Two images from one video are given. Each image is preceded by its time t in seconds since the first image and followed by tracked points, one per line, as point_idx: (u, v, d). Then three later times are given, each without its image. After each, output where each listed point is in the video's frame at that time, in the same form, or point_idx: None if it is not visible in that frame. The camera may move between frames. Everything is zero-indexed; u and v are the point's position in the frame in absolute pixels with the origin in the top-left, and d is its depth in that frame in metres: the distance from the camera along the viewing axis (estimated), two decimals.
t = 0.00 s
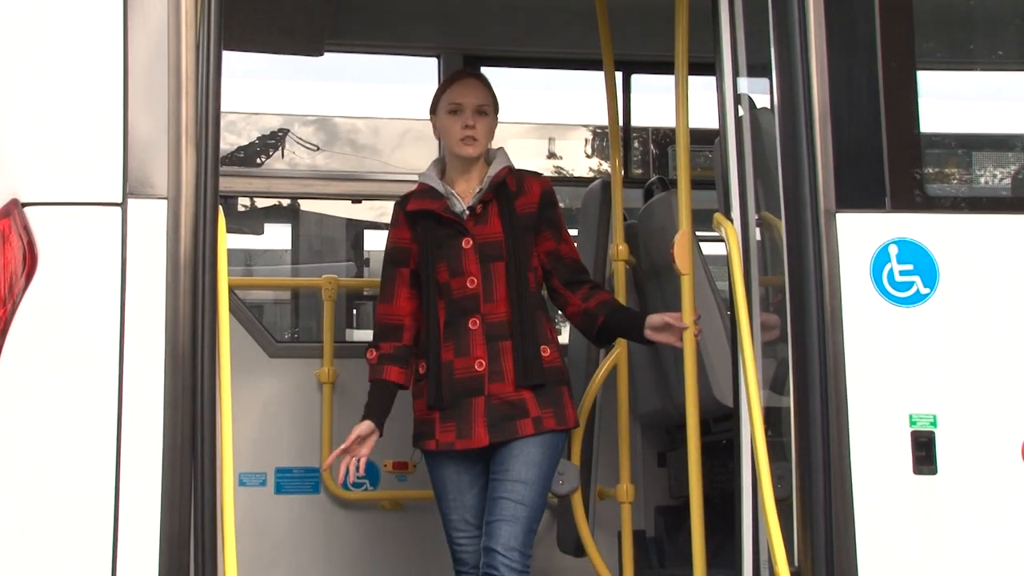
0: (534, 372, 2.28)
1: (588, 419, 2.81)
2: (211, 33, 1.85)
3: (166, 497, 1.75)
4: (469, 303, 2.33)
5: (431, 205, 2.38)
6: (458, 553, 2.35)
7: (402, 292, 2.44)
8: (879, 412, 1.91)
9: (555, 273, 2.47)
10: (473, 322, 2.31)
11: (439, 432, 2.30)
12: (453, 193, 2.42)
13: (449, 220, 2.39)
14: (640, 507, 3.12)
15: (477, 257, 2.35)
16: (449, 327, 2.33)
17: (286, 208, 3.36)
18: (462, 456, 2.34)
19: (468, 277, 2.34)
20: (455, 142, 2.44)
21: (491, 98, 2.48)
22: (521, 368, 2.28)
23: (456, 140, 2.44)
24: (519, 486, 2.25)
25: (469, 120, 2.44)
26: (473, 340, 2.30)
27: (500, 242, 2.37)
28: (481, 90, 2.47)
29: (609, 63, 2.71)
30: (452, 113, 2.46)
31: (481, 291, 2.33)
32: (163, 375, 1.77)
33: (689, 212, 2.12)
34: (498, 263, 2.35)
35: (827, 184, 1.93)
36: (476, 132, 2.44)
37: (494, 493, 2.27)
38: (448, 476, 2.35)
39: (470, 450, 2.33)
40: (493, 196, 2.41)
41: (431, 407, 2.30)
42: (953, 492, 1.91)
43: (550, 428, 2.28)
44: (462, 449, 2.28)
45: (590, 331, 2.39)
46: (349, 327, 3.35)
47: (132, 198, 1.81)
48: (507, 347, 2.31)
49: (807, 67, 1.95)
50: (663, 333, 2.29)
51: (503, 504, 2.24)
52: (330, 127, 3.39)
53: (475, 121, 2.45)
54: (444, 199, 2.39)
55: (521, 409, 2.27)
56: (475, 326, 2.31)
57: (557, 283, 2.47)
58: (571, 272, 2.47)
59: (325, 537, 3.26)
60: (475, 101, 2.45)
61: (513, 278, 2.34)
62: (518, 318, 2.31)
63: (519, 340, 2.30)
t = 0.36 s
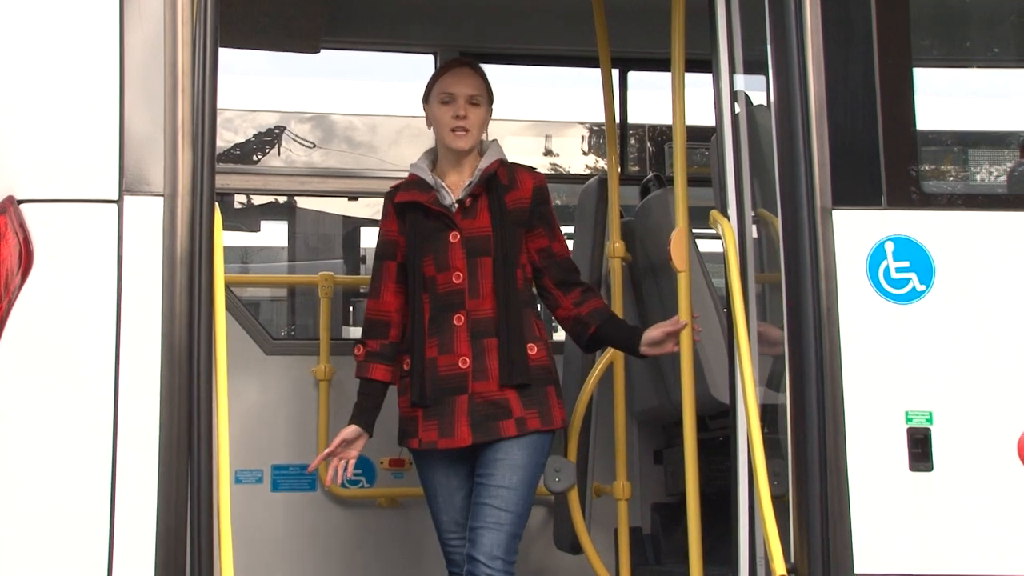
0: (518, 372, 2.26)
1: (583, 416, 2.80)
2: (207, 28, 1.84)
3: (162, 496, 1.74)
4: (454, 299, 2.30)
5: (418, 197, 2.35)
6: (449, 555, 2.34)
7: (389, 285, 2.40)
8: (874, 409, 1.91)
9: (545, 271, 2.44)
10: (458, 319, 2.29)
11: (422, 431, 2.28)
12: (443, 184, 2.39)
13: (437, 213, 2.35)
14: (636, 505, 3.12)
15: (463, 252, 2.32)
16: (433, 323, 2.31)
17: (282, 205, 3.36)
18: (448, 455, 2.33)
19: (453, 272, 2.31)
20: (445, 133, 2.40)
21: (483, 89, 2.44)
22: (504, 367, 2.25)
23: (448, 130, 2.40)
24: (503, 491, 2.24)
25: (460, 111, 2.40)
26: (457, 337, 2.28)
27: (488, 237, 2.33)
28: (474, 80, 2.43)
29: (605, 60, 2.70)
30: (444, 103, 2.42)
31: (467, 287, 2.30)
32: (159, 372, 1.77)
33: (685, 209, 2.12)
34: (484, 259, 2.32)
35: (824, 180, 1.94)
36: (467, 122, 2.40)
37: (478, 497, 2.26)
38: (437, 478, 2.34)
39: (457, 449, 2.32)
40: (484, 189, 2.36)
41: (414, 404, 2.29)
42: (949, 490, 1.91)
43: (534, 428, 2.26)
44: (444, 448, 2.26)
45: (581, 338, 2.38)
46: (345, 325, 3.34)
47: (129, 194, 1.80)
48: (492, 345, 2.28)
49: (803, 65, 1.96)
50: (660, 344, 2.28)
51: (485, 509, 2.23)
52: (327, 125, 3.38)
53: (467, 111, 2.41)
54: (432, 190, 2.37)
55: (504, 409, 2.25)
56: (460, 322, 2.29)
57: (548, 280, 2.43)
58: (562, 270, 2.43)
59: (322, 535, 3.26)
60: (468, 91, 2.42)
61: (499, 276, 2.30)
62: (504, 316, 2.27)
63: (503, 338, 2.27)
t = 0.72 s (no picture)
0: (509, 361, 2.21)
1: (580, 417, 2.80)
2: (206, 28, 1.85)
3: (161, 497, 1.75)
4: (446, 284, 2.26)
5: (412, 179, 2.31)
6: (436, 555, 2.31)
7: (378, 271, 2.36)
8: (871, 410, 1.91)
9: (542, 263, 2.38)
10: (449, 304, 2.25)
11: (409, 419, 2.24)
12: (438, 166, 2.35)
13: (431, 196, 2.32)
14: (633, 505, 3.12)
15: (457, 237, 2.28)
16: (424, 308, 2.27)
17: (280, 205, 3.36)
18: (438, 448, 2.28)
19: (445, 257, 2.27)
20: (442, 112, 2.37)
21: (482, 71, 2.42)
22: (496, 355, 2.21)
23: (445, 110, 2.37)
24: (495, 492, 2.21)
25: (457, 90, 2.37)
26: (447, 324, 2.24)
27: (483, 222, 2.29)
28: (472, 61, 2.41)
29: (604, 61, 2.70)
30: (441, 83, 2.39)
31: (459, 272, 2.26)
32: (157, 372, 1.77)
33: (684, 209, 2.12)
34: (478, 244, 2.28)
35: (822, 181, 1.94)
36: (464, 103, 2.37)
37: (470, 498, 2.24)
38: (424, 473, 2.29)
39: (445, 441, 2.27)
40: (481, 174, 2.32)
41: (401, 391, 2.25)
42: (947, 491, 1.91)
43: (526, 420, 2.22)
44: (431, 438, 2.22)
45: (578, 338, 2.35)
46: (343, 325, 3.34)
47: (127, 194, 1.80)
48: (484, 332, 2.24)
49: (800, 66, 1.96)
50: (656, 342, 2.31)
51: (478, 511, 2.21)
52: (325, 124, 3.37)
53: (465, 91, 2.38)
54: (427, 173, 2.33)
55: (495, 399, 2.21)
56: (451, 308, 2.25)
57: (545, 271, 2.38)
58: (558, 261, 2.37)
59: (319, 535, 3.26)
60: (466, 71, 2.39)
61: (493, 262, 2.26)
62: (496, 303, 2.23)
63: (496, 326, 2.23)
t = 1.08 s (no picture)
0: (525, 366, 2.23)
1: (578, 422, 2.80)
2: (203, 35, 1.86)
3: (162, 506, 1.75)
4: (459, 284, 2.25)
5: (425, 174, 2.29)
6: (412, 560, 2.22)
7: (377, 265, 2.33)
8: (868, 416, 1.91)
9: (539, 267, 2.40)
10: (463, 305, 2.24)
11: (416, 421, 2.22)
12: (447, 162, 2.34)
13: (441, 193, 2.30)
14: (631, 510, 3.12)
15: (471, 236, 2.28)
16: (434, 308, 2.25)
17: (278, 210, 3.36)
18: (437, 449, 2.24)
19: (458, 256, 2.26)
20: (446, 100, 2.36)
21: (481, 59, 2.42)
22: (512, 360, 2.22)
23: (448, 98, 2.37)
24: (501, 501, 2.25)
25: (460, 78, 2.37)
26: (460, 324, 2.24)
27: (496, 223, 2.30)
28: (471, 51, 2.42)
29: (602, 68, 2.72)
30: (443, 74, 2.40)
31: (473, 272, 2.26)
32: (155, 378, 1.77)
33: (681, 216, 2.13)
34: (492, 246, 2.28)
35: (819, 187, 1.94)
36: (468, 90, 2.37)
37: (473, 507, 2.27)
38: (414, 471, 2.23)
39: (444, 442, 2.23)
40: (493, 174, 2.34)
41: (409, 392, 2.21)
42: (944, 497, 1.92)
43: (536, 427, 2.24)
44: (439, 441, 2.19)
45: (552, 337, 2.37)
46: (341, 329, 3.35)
47: (125, 201, 1.81)
48: (497, 335, 2.25)
49: (797, 73, 1.98)
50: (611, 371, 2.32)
51: (484, 519, 2.25)
52: (324, 130, 3.38)
53: (467, 78, 2.38)
54: (437, 169, 2.32)
55: (507, 403, 2.22)
56: (464, 309, 2.24)
57: (538, 274, 2.39)
58: (552, 265, 2.39)
59: (318, 540, 3.27)
60: (465, 59, 2.40)
61: (508, 264, 2.27)
62: (514, 306, 2.24)
63: (510, 329, 2.24)
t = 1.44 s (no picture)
0: (531, 363, 2.31)
1: (573, 418, 2.86)
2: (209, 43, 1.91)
3: (166, 499, 1.81)
4: (469, 278, 2.32)
5: (436, 168, 2.35)
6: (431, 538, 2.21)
7: (382, 254, 2.39)
8: (854, 412, 1.97)
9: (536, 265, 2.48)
10: (473, 299, 2.31)
11: (418, 408, 2.26)
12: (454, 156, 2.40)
13: (451, 188, 2.37)
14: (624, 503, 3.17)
15: (481, 231, 2.35)
16: (443, 300, 2.31)
17: (280, 211, 3.41)
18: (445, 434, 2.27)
19: (468, 250, 2.33)
20: (449, 102, 2.42)
21: (480, 56, 2.48)
22: (519, 356, 2.30)
23: (451, 99, 2.43)
24: (501, 493, 2.33)
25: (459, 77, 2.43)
26: (470, 317, 2.30)
27: (504, 221, 2.38)
28: (469, 48, 2.47)
29: (596, 71, 2.76)
30: (443, 76, 2.46)
31: (482, 267, 2.33)
32: (161, 374, 1.83)
33: (672, 215, 2.18)
34: (500, 242, 2.36)
35: (806, 190, 2.00)
36: (467, 88, 2.42)
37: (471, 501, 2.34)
38: (429, 451, 2.26)
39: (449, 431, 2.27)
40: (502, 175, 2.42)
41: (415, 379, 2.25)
42: (926, 490, 1.98)
43: (536, 423, 2.32)
44: (442, 429, 2.24)
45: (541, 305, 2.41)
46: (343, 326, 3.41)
47: (132, 203, 1.87)
48: (503, 330, 2.32)
49: (785, 80, 2.02)
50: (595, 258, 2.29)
51: (484, 512, 2.33)
52: (325, 132, 3.44)
53: (467, 77, 2.44)
54: (446, 164, 2.38)
55: (509, 399, 2.29)
56: (474, 303, 2.31)
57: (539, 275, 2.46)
58: (550, 266, 2.46)
59: (320, 534, 3.33)
60: (464, 58, 2.45)
61: (516, 261, 2.35)
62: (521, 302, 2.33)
63: (516, 325, 2.32)
